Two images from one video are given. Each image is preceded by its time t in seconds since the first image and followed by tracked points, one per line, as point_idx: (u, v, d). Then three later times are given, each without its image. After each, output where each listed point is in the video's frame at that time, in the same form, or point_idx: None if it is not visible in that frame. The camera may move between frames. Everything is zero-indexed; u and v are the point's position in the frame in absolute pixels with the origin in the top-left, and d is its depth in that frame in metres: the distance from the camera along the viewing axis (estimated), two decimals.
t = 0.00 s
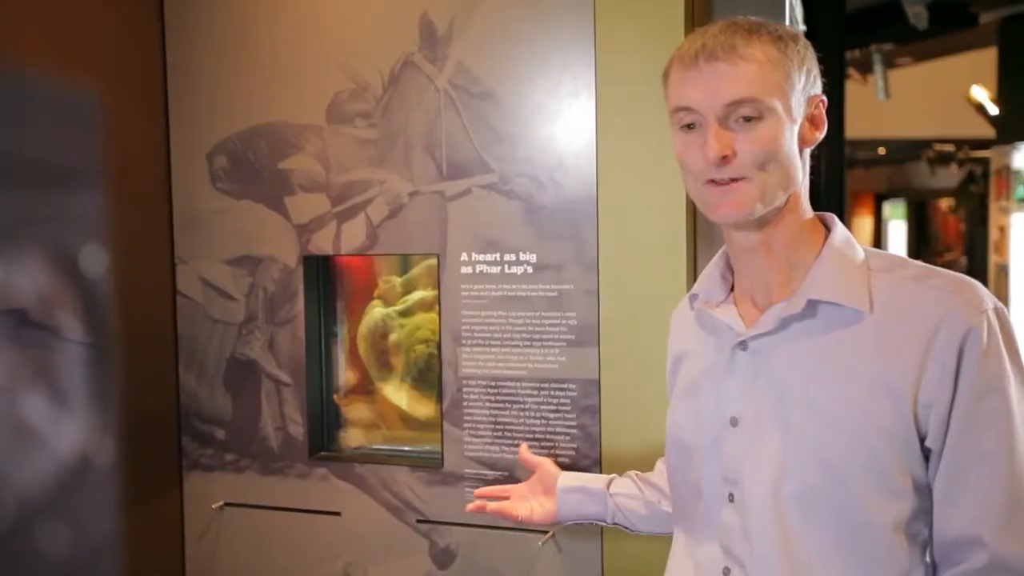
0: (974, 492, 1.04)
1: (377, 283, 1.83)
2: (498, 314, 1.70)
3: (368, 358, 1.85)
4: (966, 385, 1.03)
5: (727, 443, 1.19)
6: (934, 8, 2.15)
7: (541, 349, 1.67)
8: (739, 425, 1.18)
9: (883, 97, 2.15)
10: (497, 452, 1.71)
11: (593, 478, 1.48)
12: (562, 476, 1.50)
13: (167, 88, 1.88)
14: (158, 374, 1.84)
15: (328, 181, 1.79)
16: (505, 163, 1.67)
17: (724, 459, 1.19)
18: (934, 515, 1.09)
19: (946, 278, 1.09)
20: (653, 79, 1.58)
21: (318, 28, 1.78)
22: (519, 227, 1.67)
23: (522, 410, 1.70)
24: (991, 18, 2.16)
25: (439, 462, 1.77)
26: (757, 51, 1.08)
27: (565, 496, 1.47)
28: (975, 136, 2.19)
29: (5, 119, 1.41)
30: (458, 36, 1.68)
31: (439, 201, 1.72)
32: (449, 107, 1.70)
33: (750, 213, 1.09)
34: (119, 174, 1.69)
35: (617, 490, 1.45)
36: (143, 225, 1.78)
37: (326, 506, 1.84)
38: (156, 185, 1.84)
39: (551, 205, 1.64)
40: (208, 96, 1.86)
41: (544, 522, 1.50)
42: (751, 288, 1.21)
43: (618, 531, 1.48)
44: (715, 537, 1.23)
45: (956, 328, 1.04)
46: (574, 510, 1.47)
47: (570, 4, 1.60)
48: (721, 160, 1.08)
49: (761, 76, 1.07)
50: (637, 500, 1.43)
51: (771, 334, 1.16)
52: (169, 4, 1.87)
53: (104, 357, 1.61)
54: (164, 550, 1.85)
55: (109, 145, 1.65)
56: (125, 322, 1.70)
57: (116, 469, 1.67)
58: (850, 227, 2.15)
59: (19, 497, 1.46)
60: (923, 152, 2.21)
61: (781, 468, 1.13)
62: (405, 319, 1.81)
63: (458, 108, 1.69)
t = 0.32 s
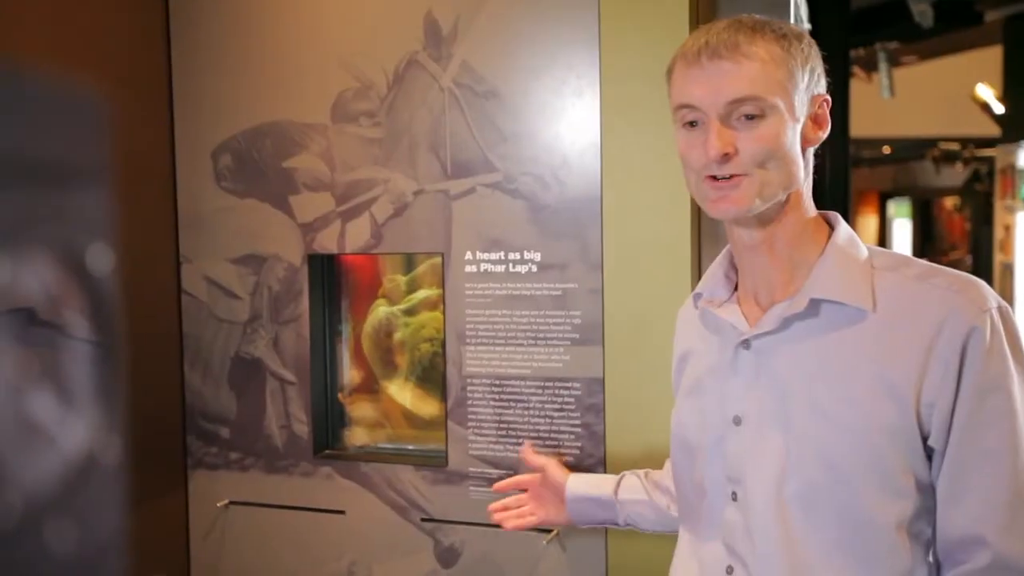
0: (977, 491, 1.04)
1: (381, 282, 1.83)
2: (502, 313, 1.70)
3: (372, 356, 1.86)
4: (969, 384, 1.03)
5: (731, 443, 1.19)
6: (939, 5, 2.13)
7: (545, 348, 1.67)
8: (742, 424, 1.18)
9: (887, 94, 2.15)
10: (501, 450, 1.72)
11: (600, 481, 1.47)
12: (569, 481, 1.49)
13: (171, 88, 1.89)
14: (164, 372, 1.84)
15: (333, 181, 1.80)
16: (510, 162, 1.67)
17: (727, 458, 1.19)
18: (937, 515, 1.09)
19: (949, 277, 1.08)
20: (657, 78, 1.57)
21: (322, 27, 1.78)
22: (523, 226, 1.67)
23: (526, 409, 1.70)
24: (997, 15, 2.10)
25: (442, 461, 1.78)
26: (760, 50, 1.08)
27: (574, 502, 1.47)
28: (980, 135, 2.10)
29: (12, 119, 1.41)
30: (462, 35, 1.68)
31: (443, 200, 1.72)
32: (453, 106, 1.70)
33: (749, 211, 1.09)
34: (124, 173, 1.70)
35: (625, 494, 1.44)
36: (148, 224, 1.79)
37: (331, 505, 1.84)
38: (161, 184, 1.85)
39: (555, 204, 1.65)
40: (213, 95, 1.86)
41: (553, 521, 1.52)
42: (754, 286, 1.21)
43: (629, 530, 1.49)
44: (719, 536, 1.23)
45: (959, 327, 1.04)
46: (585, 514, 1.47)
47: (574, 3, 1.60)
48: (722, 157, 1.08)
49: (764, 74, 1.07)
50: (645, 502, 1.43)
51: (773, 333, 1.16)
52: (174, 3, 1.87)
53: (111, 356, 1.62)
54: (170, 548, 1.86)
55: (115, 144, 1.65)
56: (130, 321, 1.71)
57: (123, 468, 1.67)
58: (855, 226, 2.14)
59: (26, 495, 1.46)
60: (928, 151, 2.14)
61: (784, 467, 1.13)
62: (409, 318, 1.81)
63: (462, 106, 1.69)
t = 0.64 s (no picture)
0: (986, 489, 1.04)
1: (387, 280, 1.83)
2: (508, 311, 1.70)
3: (379, 354, 1.86)
4: (978, 382, 1.03)
5: (738, 441, 1.18)
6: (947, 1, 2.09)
7: (551, 346, 1.67)
8: (750, 422, 1.17)
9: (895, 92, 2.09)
10: (508, 448, 1.72)
11: (615, 533, 1.51)
12: (587, 541, 1.53)
13: (177, 85, 1.89)
14: (171, 370, 1.85)
15: (339, 178, 1.80)
16: (515, 159, 1.67)
17: (735, 457, 1.19)
18: (946, 513, 1.08)
19: (957, 274, 1.08)
20: (663, 76, 1.57)
21: (329, 25, 1.78)
22: (530, 224, 1.67)
23: (533, 407, 1.70)
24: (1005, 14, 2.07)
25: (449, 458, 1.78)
26: (763, 49, 1.08)
27: (602, 562, 1.52)
28: (987, 132, 2.06)
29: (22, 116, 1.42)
30: (468, 32, 1.68)
31: (449, 198, 1.72)
32: (460, 103, 1.70)
33: (750, 209, 1.09)
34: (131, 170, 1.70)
35: (642, 540, 1.48)
36: (155, 221, 1.79)
37: (337, 502, 1.85)
38: (168, 181, 1.85)
39: (562, 201, 1.64)
40: (220, 93, 1.87)
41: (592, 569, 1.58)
42: (760, 284, 1.21)
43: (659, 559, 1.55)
44: (727, 535, 1.23)
45: (968, 325, 1.04)
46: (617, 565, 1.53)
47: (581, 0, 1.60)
48: (722, 157, 1.08)
49: (767, 73, 1.07)
50: (662, 539, 1.47)
51: (781, 331, 1.16)
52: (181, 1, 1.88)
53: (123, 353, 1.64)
54: (177, 545, 1.86)
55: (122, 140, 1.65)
56: (139, 317, 1.71)
57: (131, 464, 1.67)
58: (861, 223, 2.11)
59: (35, 490, 1.46)
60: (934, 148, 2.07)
61: (792, 465, 1.13)
62: (416, 315, 1.82)
63: (468, 104, 1.69)
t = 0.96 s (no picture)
0: (1003, 486, 1.03)
1: (396, 277, 1.84)
2: (518, 309, 1.70)
3: (389, 351, 1.87)
4: (994, 379, 1.02)
5: (752, 440, 1.18)
6: None
7: (562, 344, 1.67)
8: (763, 420, 1.17)
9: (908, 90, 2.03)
10: (519, 445, 1.72)
11: (617, 538, 1.50)
12: (588, 546, 1.53)
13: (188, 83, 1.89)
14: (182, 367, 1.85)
15: (349, 176, 1.80)
16: (525, 156, 1.67)
17: (748, 455, 1.19)
18: (962, 510, 1.08)
19: (970, 271, 1.08)
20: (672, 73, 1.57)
21: (339, 23, 1.78)
22: (540, 221, 1.67)
23: (543, 405, 1.70)
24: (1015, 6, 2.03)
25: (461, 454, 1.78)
26: (777, 46, 1.07)
27: (604, 566, 1.51)
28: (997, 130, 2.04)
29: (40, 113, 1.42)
30: (478, 29, 1.68)
31: (458, 195, 1.72)
32: (469, 101, 1.70)
33: (767, 207, 1.08)
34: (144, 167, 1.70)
35: (644, 543, 1.47)
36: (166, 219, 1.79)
37: (348, 499, 1.85)
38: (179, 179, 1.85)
39: (572, 198, 1.64)
40: (230, 90, 1.87)
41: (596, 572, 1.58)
42: (771, 282, 1.21)
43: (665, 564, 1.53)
44: (741, 533, 1.22)
45: (983, 322, 1.04)
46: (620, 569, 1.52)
47: None
48: (738, 154, 1.07)
49: (782, 71, 1.06)
50: (664, 541, 1.46)
51: (793, 329, 1.16)
52: None
53: (136, 349, 1.55)
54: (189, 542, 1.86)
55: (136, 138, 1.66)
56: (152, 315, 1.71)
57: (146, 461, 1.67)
58: (874, 220, 1.93)
59: (52, 486, 1.35)
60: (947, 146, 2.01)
61: (806, 463, 1.13)
62: (425, 312, 1.82)
63: (478, 101, 1.69)
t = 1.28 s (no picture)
0: (1019, 482, 1.03)
1: (410, 272, 1.84)
2: (532, 303, 1.70)
3: (403, 345, 1.87)
4: (1010, 375, 1.02)
5: (765, 434, 1.18)
6: None
7: (576, 338, 1.67)
8: (778, 415, 1.17)
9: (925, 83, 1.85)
10: (532, 440, 1.72)
11: (629, 536, 1.50)
12: (602, 542, 1.53)
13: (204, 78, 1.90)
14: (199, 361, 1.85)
15: (364, 170, 1.81)
16: (540, 151, 1.66)
17: (762, 450, 1.18)
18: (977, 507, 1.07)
19: (987, 265, 1.07)
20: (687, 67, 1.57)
21: (353, 17, 1.79)
22: (554, 216, 1.66)
23: (557, 399, 1.70)
24: None
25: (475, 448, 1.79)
26: (794, 38, 1.07)
27: (618, 562, 1.52)
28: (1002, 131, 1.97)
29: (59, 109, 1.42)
30: (493, 24, 1.68)
31: (473, 190, 1.72)
32: (484, 95, 1.70)
33: (782, 199, 1.08)
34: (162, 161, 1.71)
35: (657, 540, 1.47)
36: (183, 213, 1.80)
37: (363, 493, 1.86)
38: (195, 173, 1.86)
39: (586, 192, 1.64)
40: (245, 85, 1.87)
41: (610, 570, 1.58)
42: (785, 275, 1.20)
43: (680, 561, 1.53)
44: (754, 528, 1.22)
45: (1001, 317, 1.03)
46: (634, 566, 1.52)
47: None
48: (755, 147, 1.07)
49: (799, 63, 1.06)
50: (679, 538, 1.46)
51: (807, 324, 1.15)
52: None
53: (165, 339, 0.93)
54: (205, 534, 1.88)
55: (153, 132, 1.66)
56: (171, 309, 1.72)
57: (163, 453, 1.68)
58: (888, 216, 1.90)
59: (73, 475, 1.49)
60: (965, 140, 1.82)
61: (820, 459, 1.12)
62: (439, 307, 1.82)
63: (492, 95, 1.69)
